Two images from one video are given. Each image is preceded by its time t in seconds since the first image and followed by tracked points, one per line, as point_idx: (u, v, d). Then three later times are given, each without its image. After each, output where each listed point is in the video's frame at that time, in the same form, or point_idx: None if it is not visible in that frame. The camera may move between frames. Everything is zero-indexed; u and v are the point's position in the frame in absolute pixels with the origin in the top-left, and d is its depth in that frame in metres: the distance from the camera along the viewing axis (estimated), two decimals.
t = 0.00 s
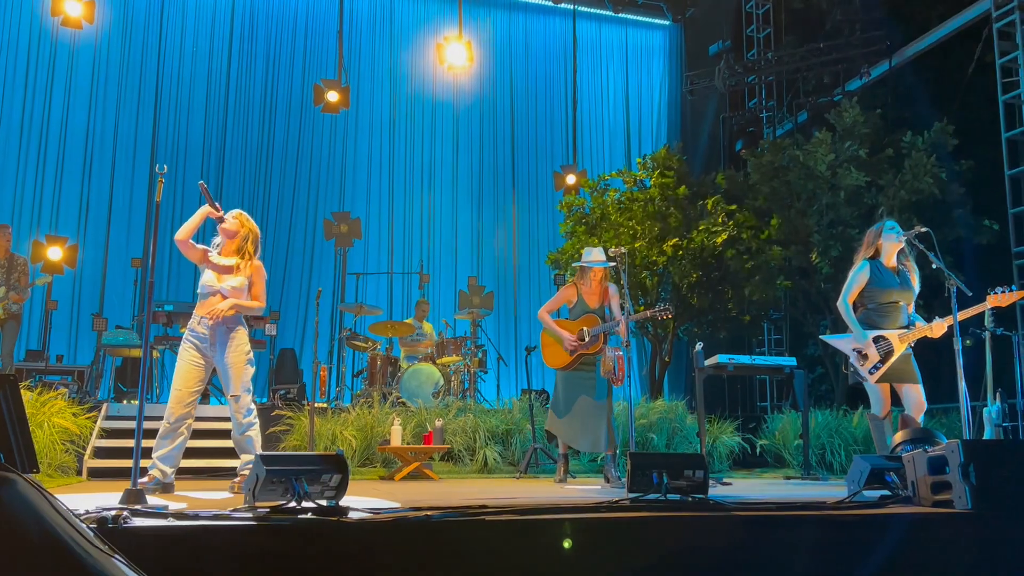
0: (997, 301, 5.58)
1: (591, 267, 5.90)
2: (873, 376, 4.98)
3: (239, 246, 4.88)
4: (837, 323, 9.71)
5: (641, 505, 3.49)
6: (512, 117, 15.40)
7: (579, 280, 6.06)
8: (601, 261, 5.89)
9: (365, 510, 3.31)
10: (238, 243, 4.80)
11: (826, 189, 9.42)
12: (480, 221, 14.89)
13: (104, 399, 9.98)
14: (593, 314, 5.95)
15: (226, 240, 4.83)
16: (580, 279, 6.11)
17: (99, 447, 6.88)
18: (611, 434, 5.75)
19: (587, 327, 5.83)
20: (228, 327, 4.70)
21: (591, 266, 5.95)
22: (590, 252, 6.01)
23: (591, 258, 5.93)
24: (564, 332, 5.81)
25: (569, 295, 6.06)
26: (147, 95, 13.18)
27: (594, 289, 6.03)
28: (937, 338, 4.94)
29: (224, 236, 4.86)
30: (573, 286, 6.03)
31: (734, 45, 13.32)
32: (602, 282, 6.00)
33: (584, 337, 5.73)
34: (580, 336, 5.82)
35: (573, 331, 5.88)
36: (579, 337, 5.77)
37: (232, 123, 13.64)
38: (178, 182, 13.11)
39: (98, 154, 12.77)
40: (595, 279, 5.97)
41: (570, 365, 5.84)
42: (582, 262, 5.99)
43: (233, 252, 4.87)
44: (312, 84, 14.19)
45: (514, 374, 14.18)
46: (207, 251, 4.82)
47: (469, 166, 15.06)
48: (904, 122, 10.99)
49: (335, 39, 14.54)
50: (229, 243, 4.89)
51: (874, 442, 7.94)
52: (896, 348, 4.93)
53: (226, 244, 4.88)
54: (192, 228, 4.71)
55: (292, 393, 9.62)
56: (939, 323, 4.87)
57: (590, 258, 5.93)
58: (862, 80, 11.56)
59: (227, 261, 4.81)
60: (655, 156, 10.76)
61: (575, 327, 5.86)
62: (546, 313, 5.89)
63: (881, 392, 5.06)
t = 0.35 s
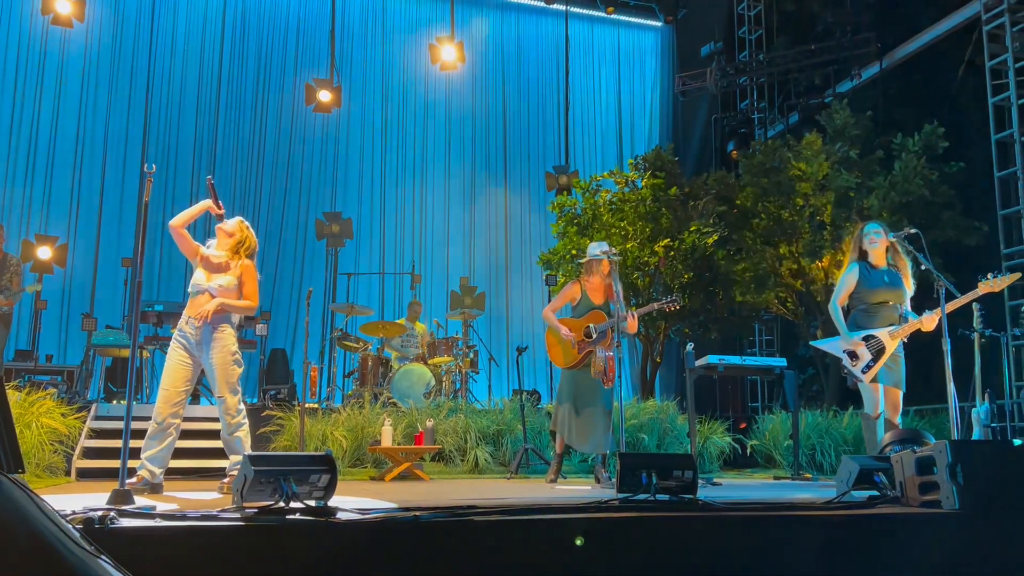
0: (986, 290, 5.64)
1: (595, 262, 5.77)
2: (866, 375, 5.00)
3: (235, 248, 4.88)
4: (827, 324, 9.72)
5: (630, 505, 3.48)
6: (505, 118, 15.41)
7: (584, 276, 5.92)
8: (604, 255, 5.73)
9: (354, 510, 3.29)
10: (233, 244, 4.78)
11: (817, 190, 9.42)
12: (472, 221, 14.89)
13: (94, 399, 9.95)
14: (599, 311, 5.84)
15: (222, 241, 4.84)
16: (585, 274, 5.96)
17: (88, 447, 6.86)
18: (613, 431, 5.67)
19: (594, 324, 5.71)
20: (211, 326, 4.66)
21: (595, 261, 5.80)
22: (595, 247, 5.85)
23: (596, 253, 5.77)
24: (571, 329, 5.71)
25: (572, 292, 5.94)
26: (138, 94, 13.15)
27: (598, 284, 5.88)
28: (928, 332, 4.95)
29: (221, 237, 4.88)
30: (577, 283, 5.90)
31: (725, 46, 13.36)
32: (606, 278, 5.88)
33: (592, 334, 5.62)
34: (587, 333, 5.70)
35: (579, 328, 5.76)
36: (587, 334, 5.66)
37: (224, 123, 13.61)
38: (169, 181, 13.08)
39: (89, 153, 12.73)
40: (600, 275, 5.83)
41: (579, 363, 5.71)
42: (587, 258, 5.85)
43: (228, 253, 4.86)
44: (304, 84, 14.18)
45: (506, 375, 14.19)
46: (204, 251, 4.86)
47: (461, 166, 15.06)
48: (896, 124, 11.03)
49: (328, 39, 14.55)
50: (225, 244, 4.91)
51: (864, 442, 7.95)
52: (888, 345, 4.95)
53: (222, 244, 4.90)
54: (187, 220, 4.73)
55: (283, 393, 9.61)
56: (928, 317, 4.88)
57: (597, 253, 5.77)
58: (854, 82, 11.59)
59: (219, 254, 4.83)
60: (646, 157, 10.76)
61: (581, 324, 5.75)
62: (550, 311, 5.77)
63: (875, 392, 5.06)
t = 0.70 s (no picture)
0: (976, 281, 5.67)
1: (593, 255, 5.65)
2: (861, 374, 4.97)
3: (234, 250, 4.83)
4: (819, 324, 9.73)
5: (621, 504, 3.47)
6: (497, 118, 15.42)
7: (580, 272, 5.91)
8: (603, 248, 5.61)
9: (343, 510, 3.28)
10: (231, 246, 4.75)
11: (808, 189, 9.44)
12: (465, 221, 14.89)
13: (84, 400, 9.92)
14: (598, 307, 5.79)
15: (220, 241, 4.81)
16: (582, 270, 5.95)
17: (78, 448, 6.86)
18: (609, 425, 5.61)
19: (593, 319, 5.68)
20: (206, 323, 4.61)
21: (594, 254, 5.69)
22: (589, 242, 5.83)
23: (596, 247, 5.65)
24: (569, 325, 5.67)
25: (571, 288, 5.93)
26: (129, 94, 13.11)
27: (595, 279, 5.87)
28: (920, 328, 4.93)
29: (219, 238, 4.85)
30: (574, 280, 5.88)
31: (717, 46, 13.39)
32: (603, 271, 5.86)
33: (591, 328, 5.61)
34: (586, 327, 5.67)
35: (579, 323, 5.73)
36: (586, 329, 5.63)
37: (215, 123, 13.58)
38: (160, 181, 13.03)
39: (79, 154, 12.68)
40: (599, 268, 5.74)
41: (577, 359, 5.67)
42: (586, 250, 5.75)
43: (225, 252, 4.82)
44: (295, 84, 14.16)
45: (498, 375, 14.19)
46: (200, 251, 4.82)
47: (453, 166, 15.07)
48: (887, 125, 11.06)
49: (320, 39, 14.53)
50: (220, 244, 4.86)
51: (856, 442, 7.94)
52: (881, 343, 4.94)
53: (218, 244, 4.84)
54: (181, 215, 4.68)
55: (274, 394, 9.59)
56: (920, 313, 4.87)
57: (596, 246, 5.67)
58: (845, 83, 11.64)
59: (214, 251, 4.79)
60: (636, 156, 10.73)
61: (580, 319, 5.72)
62: (550, 310, 5.76)
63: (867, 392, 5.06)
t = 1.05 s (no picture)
0: (966, 277, 5.69)
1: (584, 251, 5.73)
2: (855, 374, 5.00)
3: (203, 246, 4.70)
4: (812, 326, 9.71)
5: (615, 505, 3.47)
6: (490, 118, 15.41)
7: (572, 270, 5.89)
8: (593, 242, 5.70)
9: (336, 512, 3.28)
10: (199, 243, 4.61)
11: (800, 190, 9.55)
12: (458, 222, 14.91)
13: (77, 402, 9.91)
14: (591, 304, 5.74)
15: (188, 240, 4.74)
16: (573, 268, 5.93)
17: (70, 451, 6.87)
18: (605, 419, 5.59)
19: (586, 317, 5.63)
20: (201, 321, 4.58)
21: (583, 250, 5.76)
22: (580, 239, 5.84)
23: (585, 242, 5.74)
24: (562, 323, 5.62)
25: (564, 287, 5.86)
26: (121, 96, 13.08)
27: (586, 276, 5.85)
28: (913, 327, 4.94)
29: (187, 236, 4.78)
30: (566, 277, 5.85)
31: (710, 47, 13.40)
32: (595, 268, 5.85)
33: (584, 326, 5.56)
34: (579, 326, 5.61)
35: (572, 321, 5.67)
36: (579, 327, 5.59)
37: (208, 124, 13.56)
38: (152, 182, 13.02)
39: (71, 156, 12.66)
40: (590, 264, 5.78)
41: (571, 357, 5.61)
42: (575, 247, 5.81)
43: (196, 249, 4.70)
44: (288, 85, 14.13)
45: (492, 375, 14.23)
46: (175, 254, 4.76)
47: (446, 167, 15.05)
48: (880, 125, 11.10)
49: (312, 39, 14.48)
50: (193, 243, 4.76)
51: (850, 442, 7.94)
52: (874, 345, 4.95)
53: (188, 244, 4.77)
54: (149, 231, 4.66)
55: (268, 396, 9.59)
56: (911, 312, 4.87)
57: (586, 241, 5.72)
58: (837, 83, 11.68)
59: (183, 250, 4.70)
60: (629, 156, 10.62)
61: (574, 317, 5.65)
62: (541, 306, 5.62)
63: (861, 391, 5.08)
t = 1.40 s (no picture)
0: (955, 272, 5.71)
1: (569, 249, 5.78)
2: (847, 372, 5.01)
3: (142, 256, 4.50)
4: (806, 326, 9.80)
5: (610, 506, 3.47)
6: (484, 119, 15.41)
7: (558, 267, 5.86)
8: (579, 241, 5.78)
9: (331, 514, 3.27)
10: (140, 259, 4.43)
11: (794, 191, 9.64)
12: (452, 224, 14.92)
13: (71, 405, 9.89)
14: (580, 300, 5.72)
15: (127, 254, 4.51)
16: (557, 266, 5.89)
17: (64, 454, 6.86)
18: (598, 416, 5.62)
19: (578, 314, 5.60)
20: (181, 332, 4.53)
21: (569, 249, 5.78)
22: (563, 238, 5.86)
23: (570, 242, 5.78)
24: (557, 320, 5.54)
25: (550, 285, 5.70)
26: (114, 98, 13.06)
27: (571, 274, 5.82)
28: (904, 323, 4.94)
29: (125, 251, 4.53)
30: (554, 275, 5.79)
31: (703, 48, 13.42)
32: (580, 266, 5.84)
33: (577, 322, 5.55)
34: (572, 322, 5.58)
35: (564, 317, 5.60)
36: (573, 323, 5.58)
37: (202, 126, 13.55)
38: (146, 185, 13.00)
39: (64, 159, 12.63)
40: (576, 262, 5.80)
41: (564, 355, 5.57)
42: (558, 246, 5.82)
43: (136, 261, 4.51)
44: (282, 87, 14.11)
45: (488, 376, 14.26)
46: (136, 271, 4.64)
47: (441, 168, 15.04)
48: (873, 125, 11.13)
49: (306, 40, 14.46)
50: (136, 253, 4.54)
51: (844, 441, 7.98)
52: (865, 343, 4.97)
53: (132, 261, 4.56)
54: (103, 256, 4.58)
55: (262, 398, 9.58)
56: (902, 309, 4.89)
57: (571, 241, 5.77)
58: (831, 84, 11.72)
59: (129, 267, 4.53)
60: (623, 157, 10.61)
61: (566, 314, 5.59)
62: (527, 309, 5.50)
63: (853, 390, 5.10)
